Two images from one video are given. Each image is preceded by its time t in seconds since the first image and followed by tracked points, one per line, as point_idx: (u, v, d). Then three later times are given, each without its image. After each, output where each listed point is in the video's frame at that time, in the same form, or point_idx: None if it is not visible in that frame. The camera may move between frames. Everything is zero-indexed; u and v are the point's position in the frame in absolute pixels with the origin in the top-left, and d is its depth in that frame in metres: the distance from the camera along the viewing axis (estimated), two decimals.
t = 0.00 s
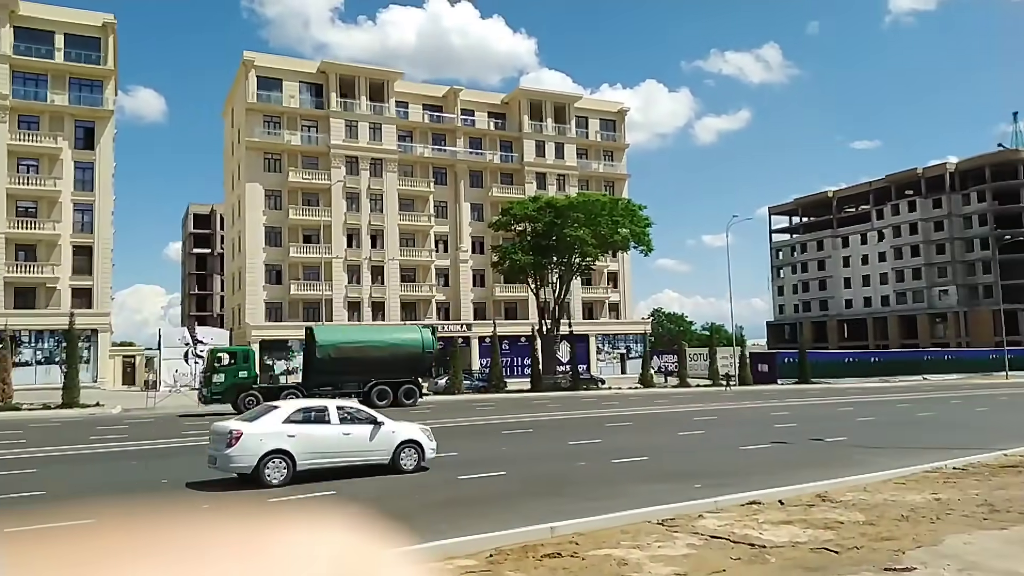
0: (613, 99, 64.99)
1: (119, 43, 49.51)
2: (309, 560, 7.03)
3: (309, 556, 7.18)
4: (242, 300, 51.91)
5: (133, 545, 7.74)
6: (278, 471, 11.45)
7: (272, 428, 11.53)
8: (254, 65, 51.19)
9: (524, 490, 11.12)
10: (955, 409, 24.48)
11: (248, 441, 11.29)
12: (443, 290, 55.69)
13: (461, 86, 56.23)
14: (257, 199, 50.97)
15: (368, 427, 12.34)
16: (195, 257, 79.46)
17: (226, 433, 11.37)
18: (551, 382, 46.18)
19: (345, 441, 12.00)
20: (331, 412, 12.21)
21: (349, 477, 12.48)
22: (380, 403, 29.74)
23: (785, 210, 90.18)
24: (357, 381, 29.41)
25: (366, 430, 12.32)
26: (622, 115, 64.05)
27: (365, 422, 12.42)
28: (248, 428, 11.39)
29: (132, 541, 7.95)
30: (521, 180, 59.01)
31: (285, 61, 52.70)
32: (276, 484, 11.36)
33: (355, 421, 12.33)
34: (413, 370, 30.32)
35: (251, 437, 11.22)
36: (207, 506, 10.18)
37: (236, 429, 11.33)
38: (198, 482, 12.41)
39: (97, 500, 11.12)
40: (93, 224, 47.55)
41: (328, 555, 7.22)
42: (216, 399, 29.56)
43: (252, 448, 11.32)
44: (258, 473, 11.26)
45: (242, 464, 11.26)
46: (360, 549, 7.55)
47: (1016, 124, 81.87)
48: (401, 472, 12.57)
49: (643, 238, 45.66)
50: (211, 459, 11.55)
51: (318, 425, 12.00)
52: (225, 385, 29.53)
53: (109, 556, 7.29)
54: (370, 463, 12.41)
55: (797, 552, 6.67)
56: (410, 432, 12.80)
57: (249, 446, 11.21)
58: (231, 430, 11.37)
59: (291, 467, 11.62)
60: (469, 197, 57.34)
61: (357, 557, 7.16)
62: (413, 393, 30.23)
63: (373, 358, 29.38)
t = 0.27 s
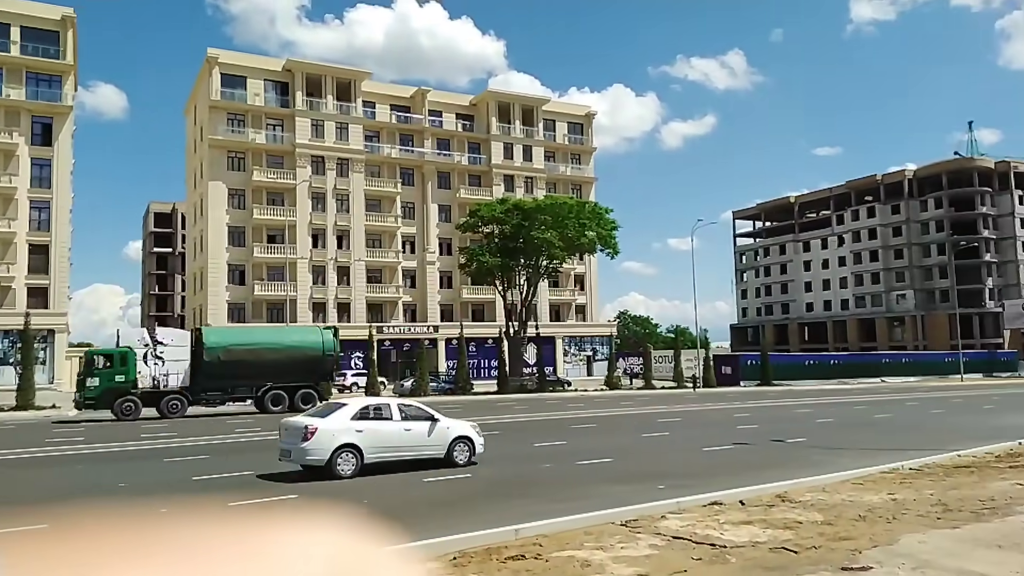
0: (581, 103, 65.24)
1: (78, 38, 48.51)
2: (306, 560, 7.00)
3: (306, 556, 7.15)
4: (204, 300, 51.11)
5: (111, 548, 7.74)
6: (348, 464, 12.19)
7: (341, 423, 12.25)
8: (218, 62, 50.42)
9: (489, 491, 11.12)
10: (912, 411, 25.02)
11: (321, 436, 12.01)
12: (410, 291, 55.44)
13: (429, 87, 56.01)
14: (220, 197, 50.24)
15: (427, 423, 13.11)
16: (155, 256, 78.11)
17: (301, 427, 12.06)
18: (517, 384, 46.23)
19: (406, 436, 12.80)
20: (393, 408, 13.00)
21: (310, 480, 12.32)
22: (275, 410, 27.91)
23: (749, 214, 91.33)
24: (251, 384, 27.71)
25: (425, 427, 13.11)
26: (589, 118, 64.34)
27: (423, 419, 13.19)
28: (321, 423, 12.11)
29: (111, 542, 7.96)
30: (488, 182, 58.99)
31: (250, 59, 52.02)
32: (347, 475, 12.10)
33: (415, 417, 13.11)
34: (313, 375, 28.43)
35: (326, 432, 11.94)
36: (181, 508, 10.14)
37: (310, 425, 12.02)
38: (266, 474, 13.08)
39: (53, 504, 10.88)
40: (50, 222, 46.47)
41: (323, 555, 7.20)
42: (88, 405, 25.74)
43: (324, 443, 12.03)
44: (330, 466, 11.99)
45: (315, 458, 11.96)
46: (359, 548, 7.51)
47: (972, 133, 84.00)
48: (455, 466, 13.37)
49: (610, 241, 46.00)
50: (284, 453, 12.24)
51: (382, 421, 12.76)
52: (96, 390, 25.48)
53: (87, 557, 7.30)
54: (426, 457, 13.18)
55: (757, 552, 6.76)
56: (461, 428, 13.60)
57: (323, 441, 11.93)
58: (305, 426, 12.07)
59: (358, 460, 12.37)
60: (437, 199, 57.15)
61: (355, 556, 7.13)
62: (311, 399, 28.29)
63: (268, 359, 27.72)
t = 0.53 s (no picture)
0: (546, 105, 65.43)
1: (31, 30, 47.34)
2: (311, 560, 6.99)
3: (310, 556, 7.15)
4: (161, 300, 50.14)
5: (107, 550, 7.65)
6: (402, 458, 13.18)
7: (395, 421, 13.21)
8: (177, 57, 49.56)
9: (452, 493, 11.08)
10: (867, 412, 25.53)
11: (378, 431, 12.96)
12: (373, 292, 55.06)
13: (394, 87, 55.70)
14: (179, 195, 49.34)
15: (470, 420, 14.16)
16: (111, 255, 76.52)
17: (358, 424, 12.99)
18: (481, 386, 46.13)
19: (452, 432, 13.83)
20: (439, 407, 14.01)
21: (267, 484, 12.11)
22: (156, 416, 25.95)
23: (711, 218, 92.40)
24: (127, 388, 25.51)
25: (468, 423, 14.16)
26: (555, 121, 64.54)
27: (466, 416, 14.23)
28: (377, 420, 13.06)
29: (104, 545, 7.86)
30: (453, 183, 58.86)
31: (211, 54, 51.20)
32: (401, 468, 13.07)
33: (459, 415, 14.15)
34: (200, 379, 26.41)
35: (382, 428, 12.89)
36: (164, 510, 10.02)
37: (367, 422, 12.98)
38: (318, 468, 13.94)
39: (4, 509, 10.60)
40: None
41: (327, 555, 7.19)
42: None
43: (380, 438, 12.98)
44: (387, 459, 12.96)
45: (372, 452, 12.92)
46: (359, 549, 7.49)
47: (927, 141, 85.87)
48: (494, 460, 14.41)
49: (574, 243, 46.21)
50: (342, 448, 13.17)
51: (430, 418, 13.78)
52: None
53: (83, 561, 7.19)
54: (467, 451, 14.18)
55: (715, 551, 6.83)
56: (499, 425, 14.65)
57: (380, 436, 12.88)
58: (362, 423, 13.01)
59: (410, 454, 13.37)
60: (401, 199, 56.82)
61: (356, 556, 7.13)
62: (194, 403, 26.39)
63: (146, 362, 25.40)
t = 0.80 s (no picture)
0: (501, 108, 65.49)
1: None
2: (308, 559, 6.97)
3: (308, 556, 7.11)
4: (103, 300, 48.75)
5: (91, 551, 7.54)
6: (432, 453, 14.07)
7: (425, 419, 14.08)
8: (123, 50, 48.23)
9: (405, 497, 11.00)
10: (812, 415, 26.10)
11: (411, 429, 13.81)
12: (324, 294, 54.42)
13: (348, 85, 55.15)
14: (123, 192, 48.08)
15: (490, 419, 15.14)
16: (51, 252, 74.29)
17: (392, 422, 13.80)
18: (434, 389, 45.89)
19: (475, 430, 14.79)
20: (462, 406, 14.94)
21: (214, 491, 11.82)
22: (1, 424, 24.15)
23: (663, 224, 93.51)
24: None
25: (488, 421, 15.14)
26: (510, 124, 64.63)
27: (486, 415, 15.21)
28: (410, 419, 13.90)
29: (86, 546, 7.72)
30: (407, 184, 58.55)
31: (158, 48, 49.99)
32: (431, 463, 13.95)
33: (481, 414, 15.12)
34: (54, 384, 24.67)
35: (415, 426, 13.75)
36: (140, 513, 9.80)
37: (401, 420, 13.82)
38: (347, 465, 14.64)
39: None
40: None
41: (326, 555, 7.17)
42: None
43: (413, 435, 13.84)
44: (419, 455, 13.83)
45: (405, 448, 13.76)
46: (361, 548, 7.48)
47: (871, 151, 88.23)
48: (511, 456, 15.41)
49: (529, 246, 46.35)
50: (374, 445, 13.95)
51: (455, 417, 14.71)
52: None
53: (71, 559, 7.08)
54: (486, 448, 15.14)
55: (663, 552, 6.89)
56: (515, 423, 15.67)
57: (413, 433, 13.73)
58: (396, 421, 13.85)
59: (439, 450, 14.27)
60: (353, 199, 56.28)
61: (357, 557, 7.12)
62: (45, 409, 24.59)
63: None
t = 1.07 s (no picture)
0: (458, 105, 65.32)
1: None
2: (307, 560, 6.93)
3: (309, 556, 7.07)
4: (44, 294, 47.22)
5: (69, 551, 7.43)
6: (454, 445, 15.18)
7: (448, 413, 15.19)
8: (67, 37, 46.79)
9: (357, 496, 10.91)
10: (761, 413, 26.59)
11: (436, 422, 14.92)
12: (275, 289, 53.64)
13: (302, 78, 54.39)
14: (66, 183, 46.63)
15: (505, 413, 16.29)
16: None
17: (418, 415, 14.91)
18: (387, 387, 45.56)
19: (492, 423, 15.93)
20: (479, 401, 16.06)
21: (163, 491, 11.57)
22: None
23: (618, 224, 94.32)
24: None
25: (503, 414, 16.29)
26: (467, 121, 64.49)
27: (502, 409, 16.37)
28: (435, 412, 15.03)
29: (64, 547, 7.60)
30: (362, 179, 58.04)
31: (104, 36, 48.64)
32: (455, 453, 15.07)
33: (496, 408, 16.28)
34: None
35: (441, 419, 14.88)
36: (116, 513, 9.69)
37: (427, 413, 14.91)
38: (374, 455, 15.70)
39: None
40: None
41: (328, 555, 7.14)
42: None
43: (438, 428, 14.94)
44: (443, 446, 14.93)
45: (431, 440, 14.85)
46: (355, 547, 7.44)
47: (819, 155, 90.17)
48: (523, 447, 16.55)
49: (484, 244, 46.38)
50: (401, 437, 15.01)
51: (475, 411, 15.85)
52: None
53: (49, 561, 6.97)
54: (501, 439, 16.27)
55: (613, 549, 6.95)
56: (527, 417, 16.83)
57: (438, 426, 14.86)
58: (423, 414, 14.94)
59: (460, 441, 15.38)
60: (307, 194, 55.57)
61: (357, 556, 7.06)
62: None
63: None
